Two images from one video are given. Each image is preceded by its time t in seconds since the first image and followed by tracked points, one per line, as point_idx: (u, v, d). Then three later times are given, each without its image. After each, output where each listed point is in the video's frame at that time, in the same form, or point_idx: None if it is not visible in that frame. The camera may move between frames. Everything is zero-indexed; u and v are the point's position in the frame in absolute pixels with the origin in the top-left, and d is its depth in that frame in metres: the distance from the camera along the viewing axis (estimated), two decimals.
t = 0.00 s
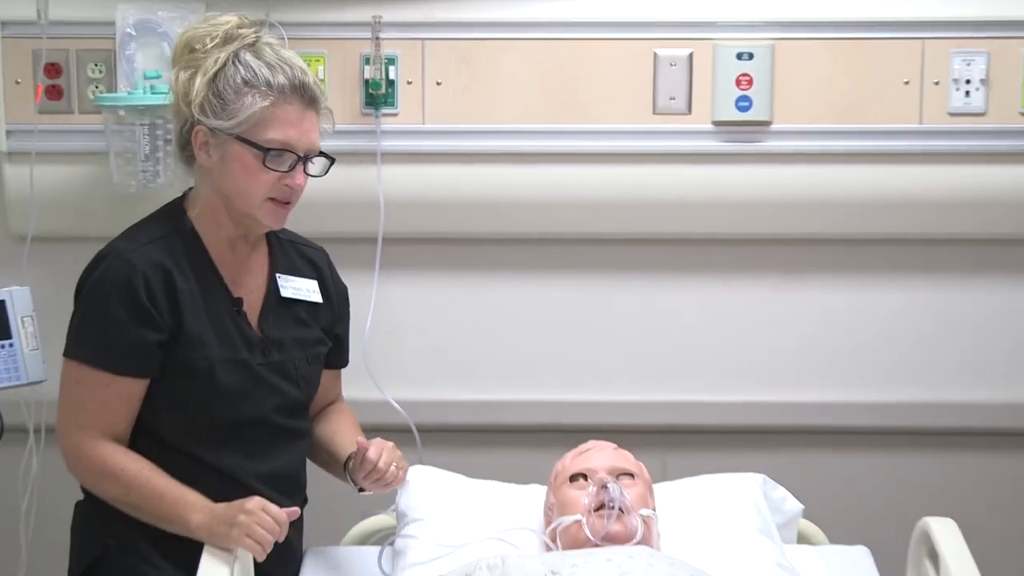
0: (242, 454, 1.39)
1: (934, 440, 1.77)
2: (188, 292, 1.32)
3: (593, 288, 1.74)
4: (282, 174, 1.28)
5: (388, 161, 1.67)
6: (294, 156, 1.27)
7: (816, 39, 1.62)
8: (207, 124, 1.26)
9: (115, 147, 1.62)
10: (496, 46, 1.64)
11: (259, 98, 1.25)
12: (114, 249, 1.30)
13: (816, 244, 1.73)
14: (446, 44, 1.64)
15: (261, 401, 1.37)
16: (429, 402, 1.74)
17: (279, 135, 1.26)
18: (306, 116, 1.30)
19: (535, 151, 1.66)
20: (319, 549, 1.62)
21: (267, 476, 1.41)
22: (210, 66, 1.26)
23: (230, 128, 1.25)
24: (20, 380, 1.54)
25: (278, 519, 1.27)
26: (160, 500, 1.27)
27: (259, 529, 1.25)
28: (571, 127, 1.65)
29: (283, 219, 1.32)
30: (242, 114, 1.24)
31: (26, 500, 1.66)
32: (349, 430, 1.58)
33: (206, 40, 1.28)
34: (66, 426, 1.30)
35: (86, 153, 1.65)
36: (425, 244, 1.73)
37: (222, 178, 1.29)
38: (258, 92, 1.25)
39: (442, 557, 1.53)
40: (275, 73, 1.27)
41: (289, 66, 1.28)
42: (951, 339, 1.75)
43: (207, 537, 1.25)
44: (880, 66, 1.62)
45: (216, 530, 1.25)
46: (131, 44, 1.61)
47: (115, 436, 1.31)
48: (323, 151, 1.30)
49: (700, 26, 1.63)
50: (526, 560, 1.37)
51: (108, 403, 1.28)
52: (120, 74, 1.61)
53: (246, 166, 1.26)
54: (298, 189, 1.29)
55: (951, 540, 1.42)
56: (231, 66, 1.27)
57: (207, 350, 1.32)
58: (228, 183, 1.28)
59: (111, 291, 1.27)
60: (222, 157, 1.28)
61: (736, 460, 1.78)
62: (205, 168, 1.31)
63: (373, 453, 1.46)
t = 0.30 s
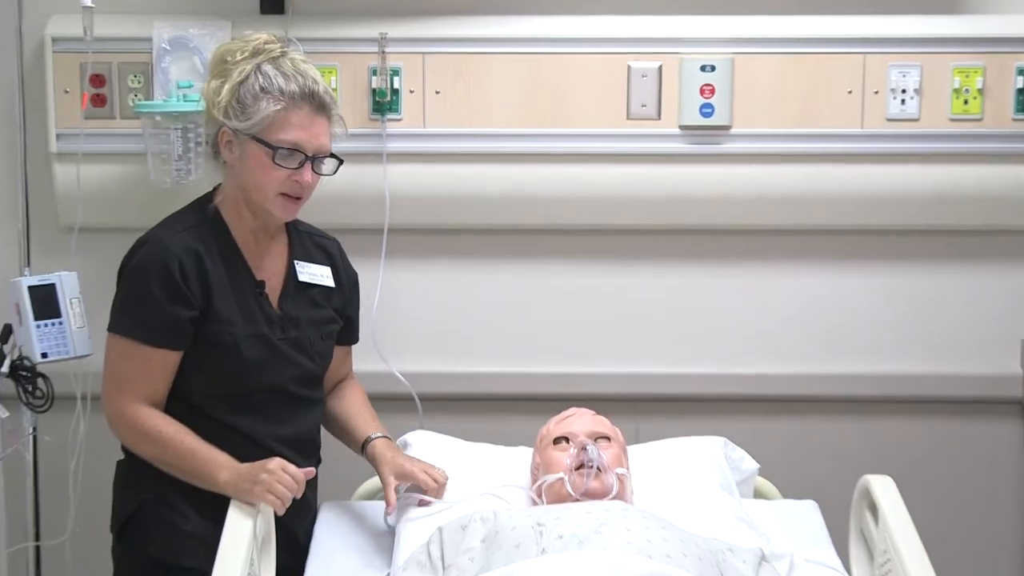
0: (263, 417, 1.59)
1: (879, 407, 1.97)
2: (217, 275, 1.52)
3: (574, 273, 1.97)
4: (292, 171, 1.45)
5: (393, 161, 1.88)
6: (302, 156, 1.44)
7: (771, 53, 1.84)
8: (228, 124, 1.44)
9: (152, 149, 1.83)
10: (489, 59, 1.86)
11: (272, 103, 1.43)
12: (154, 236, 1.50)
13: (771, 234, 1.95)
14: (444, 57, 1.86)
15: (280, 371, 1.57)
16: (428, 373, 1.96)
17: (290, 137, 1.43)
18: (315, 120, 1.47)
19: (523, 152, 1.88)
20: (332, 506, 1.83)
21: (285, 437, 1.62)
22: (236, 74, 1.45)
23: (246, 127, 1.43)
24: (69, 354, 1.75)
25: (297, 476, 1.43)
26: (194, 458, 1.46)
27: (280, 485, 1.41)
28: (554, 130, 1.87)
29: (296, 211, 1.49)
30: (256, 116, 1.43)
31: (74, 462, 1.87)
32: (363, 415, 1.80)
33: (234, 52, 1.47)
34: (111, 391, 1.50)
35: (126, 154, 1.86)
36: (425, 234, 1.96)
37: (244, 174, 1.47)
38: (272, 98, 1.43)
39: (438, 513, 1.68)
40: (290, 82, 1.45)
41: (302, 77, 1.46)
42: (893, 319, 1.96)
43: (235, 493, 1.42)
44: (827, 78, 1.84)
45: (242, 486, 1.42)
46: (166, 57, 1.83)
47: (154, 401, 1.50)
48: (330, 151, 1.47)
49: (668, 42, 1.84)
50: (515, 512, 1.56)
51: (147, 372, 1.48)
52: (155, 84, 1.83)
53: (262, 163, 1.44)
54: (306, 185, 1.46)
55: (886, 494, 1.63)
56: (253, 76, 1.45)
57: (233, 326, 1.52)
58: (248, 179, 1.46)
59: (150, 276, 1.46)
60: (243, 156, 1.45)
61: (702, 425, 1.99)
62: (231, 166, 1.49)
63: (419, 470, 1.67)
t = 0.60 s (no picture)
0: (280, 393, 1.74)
1: (843, 386, 2.16)
2: (238, 263, 1.66)
3: (562, 262, 2.15)
4: (303, 167, 1.57)
5: (398, 160, 2.06)
6: (312, 152, 1.57)
7: (742, 62, 2.02)
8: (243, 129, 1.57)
9: (177, 149, 2.01)
10: (485, 67, 2.03)
11: (280, 106, 1.55)
12: (179, 231, 1.64)
13: (743, 226, 2.13)
14: (444, 66, 2.03)
15: (296, 352, 1.72)
16: (429, 354, 2.14)
17: (297, 136, 1.56)
18: (321, 119, 1.59)
19: (516, 152, 2.05)
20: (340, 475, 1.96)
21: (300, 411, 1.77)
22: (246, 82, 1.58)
23: (259, 131, 1.56)
24: (103, 336, 1.90)
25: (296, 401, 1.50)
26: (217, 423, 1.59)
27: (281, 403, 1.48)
28: (545, 132, 2.04)
29: (309, 204, 1.62)
30: (267, 120, 1.55)
31: (108, 434, 2.08)
32: (373, 392, 1.94)
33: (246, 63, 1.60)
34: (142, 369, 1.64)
35: (156, 154, 2.05)
36: (426, 227, 2.14)
37: (260, 173, 1.60)
38: (279, 102, 1.55)
39: (438, 481, 1.82)
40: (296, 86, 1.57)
41: (306, 80, 1.58)
42: (855, 304, 2.15)
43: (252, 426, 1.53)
44: (793, 85, 2.02)
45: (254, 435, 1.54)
46: (191, 66, 2.01)
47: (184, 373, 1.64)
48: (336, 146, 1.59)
49: (648, 53, 2.02)
50: (510, 481, 1.70)
51: (174, 348, 1.62)
52: (181, 90, 2.01)
53: (274, 161, 1.57)
54: (318, 179, 1.58)
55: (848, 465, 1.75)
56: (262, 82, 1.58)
57: (254, 311, 1.66)
58: (264, 176, 1.59)
59: (177, 266, 1.60)
60: (258, 157, 1.58)
61: (680, 402, 2.17)
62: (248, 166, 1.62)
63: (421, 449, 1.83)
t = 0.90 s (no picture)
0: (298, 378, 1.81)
1: (814, 370, 2.37)
2: (260, 256, 1.73)
3: (556, 257, 2.35)
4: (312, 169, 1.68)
5: (405, 163, 2.25)
6: (319, 154, 1.67)
7: (720, 74, 2.22)
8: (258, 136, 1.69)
9: (205, 154, 2.20)
10: (485, 78, 2.22)
11: (289, 114, 1.67)
12: (206, 226, 1.72)
13: (723, 224, 2.34)
14: (448, 77, 2.22)
15: (313, 341, 1.79)
16: (434, 341, 2.34)
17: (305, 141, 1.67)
18: (327, 124, 1.70)
19: (514, 155, 2.24)
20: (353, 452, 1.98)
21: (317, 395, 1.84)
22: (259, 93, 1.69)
23: (272, 138, 1.68)
24: (136, 324, 1.95)
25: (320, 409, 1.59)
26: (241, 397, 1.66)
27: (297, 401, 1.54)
28: (539, 137, 2.23)
29: (321, 203, 1.72)
30: (278, 127, 1.67)
31: (139, 411, 2.34)
32: (381, 374, 2.01)
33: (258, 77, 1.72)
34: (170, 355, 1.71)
35: (184, 158, 2.24)
36: (431, 225, 2.34)
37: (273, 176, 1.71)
38: (288, 110, 1.67)
39: (441, 459, 1.87)
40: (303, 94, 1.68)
41: (313, 88, 1.69)
42: (825, 295, 2.36)
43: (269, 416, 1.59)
44: (767, 94, 2.22)
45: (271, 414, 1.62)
46: (217, 77, 2.20)
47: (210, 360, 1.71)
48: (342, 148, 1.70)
49: (634, 66, 2.21)
50: (507, 457, 1.74)
51: (201, 335, 1.69)
52: (207, 99, 2.20)
53: (284, 164, 1.68)
54: (326, 179, 1.69)
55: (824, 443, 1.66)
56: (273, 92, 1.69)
57: (274, 301, 1.73)
58: (277, 178, 1.70)
59: (203, 258, 1.67)
60: (272, 161, 1.71)
61: (663, 385, 2.37)
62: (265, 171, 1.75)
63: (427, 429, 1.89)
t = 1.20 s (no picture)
0: (297, 377, 1.80)
1: (815, 370, 2.38)
2: (260, 255, 1.72)
3: (556, 257, 2.35)
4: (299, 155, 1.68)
5: (405, 162, 2.25)
6: (305, 140, 1.68)
7: (719, 73, 2.22)
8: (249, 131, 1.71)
9: (205, 152, 2.20)
10: (485, 78, 2.22)
11: (275, 103, 1.69)
12: (206, 225, 1.71)
13: (723, 223, 2.34)
14: (448, 77, 2.22)
15: (312, 340, 1.78)
16: (434, 341, 2.34)
17: (293, 129, 1.68)
18: (315, 113, 1.71)
19: (514, 155, 2.24)
20: (353, 451, 1.98)
21: (316, 395, 1.83)
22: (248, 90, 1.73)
23: (260, 130, 1.70)
24: (136, 323, 1.95)
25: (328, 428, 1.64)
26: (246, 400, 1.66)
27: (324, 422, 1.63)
28: (539, 137, 2.23)
29: (313, 192, 1.71)
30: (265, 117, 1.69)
31: (140, 411, 2.34)
32: (380, 375, 2.01)
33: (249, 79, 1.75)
34: (171, 355, 1.71)
35: (184, 157, 2.24)
36: (431, 224, 2.34)
37: (265, 170, 1.72)
38: (274, 99, 1.69)
39: (441, 458, 1.87)
40: (290, 85, 1.70)
41: (298, 78, 1.71)
42: (825, 294, 2.36)
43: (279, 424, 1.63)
44: (767, 94, 2.22)
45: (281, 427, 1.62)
46: (217, 77, 2.20)
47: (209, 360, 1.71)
48: (331, 134, 1.70)
49: (635, 65, 2.21)
50: (508, 457, 1.74)
51: (201, 336, 1.69)
52: (208, 99, 2.20)
53: (274, 155, 1.68)
54: (314, 164, 1.68)
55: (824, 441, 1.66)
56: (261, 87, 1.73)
57: (274, 300, 1.73)
58: (269, 172, 1.71)
59: (203, 257, 1.67)
60: (264, 155, 1.71)
61: (662, 385, 2.37)
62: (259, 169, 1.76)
63: (427, 429, 1.89)
